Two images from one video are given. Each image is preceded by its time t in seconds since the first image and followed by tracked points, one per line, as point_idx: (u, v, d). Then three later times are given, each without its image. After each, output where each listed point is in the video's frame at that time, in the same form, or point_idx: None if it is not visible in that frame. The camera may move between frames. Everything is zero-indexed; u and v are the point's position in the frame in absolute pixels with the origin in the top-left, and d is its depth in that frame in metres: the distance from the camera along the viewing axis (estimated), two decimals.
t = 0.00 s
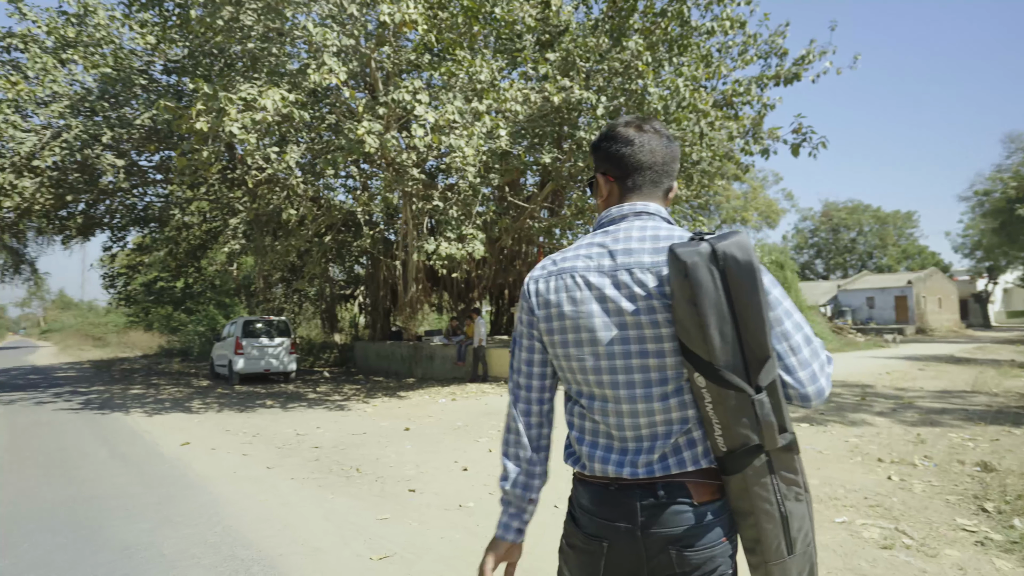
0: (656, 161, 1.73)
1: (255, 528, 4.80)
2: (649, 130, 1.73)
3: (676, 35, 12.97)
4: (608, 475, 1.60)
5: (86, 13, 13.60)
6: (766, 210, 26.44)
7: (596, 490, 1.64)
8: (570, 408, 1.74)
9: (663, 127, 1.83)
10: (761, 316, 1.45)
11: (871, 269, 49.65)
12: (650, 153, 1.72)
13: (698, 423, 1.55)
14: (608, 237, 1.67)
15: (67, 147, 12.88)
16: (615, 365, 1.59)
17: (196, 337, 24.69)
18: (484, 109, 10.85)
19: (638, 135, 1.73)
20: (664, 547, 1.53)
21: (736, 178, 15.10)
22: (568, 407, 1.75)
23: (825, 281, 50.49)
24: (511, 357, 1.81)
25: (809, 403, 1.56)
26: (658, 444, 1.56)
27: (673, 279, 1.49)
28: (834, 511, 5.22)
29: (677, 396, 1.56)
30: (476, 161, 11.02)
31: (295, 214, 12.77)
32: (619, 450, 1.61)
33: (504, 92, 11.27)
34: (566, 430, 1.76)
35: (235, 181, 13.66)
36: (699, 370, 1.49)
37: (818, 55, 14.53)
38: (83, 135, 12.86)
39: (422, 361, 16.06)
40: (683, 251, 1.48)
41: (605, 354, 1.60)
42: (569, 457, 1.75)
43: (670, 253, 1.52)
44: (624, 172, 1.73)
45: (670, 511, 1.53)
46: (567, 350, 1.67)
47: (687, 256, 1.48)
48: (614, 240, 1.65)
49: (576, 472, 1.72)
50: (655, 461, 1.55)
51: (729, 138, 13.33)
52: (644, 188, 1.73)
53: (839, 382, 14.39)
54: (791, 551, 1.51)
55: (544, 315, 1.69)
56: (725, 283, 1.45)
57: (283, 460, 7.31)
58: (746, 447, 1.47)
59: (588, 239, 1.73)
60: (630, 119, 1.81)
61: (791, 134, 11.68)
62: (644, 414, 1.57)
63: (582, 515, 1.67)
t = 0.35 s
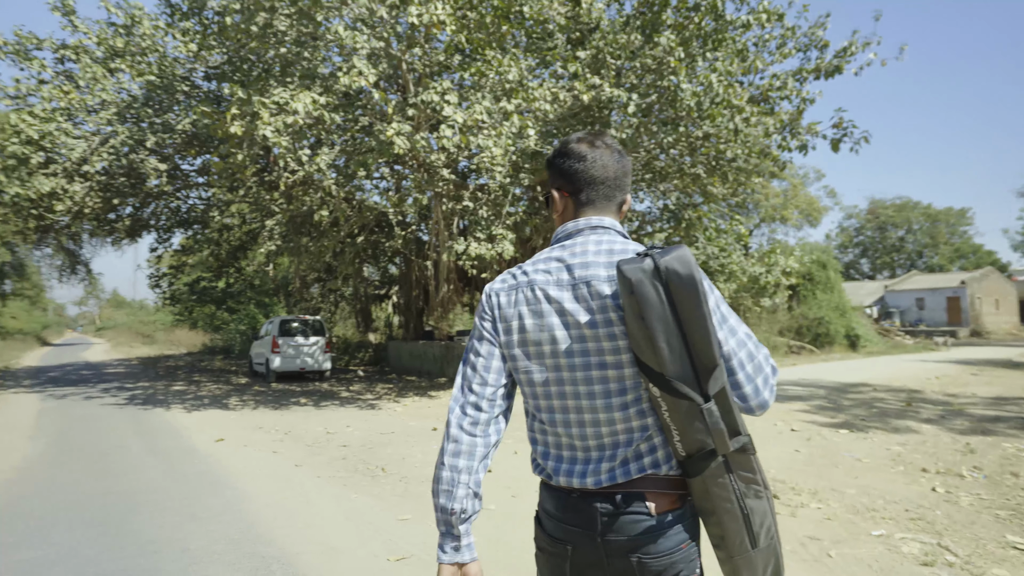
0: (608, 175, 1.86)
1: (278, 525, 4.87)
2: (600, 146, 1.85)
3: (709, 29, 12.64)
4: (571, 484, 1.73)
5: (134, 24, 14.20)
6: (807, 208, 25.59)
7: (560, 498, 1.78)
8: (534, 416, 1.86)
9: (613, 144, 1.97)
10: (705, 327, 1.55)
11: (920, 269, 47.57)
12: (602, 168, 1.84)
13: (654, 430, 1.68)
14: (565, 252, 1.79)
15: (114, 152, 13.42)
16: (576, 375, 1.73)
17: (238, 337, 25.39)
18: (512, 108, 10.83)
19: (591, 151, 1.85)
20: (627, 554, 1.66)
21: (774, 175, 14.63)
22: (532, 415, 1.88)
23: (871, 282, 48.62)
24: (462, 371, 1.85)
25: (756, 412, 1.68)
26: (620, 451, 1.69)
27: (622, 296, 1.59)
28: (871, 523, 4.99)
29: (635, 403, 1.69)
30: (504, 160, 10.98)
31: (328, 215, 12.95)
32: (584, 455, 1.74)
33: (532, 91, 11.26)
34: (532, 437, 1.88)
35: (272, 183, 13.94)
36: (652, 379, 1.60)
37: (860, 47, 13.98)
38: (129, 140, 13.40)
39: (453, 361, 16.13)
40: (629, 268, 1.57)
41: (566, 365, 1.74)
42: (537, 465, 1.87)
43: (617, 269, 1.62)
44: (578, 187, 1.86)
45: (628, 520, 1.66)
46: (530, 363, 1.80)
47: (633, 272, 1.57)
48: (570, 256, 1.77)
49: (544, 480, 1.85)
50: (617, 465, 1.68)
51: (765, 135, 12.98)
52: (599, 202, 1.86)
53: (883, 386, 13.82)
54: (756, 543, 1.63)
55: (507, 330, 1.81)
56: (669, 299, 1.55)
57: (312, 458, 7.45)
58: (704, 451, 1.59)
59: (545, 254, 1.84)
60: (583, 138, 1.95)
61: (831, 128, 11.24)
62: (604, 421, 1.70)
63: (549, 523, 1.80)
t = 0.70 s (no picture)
0: (577, 175, 1.97)
1: (312, 522, 4.93)
2: (569, 149, 1.98)
3: (753, 20, 12.22)
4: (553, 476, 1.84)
5: (185, 37, 14.78)
6: (860, 203, 24.52)
7: (540, 495, 1.89)
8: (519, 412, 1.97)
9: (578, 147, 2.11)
10: (691, 328, 1.66)
11: (986, 266, 44.89)
12: (570, 168, 1.97)
13: (637, 422, 1.81)
14: (548, 252, 1.91)
15: (166, 160, 13.99)
16: (563, 374, 1.83)
17: (285, 336, 26.10)
18: (548, 107, 10.79)
19: (561, 153, 1.98)
20: (604, 550, 1.78)
21: (823, 169, 14.03)
22: (517, 412, 1.98)
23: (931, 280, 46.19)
24: (456, 375, 1.97)
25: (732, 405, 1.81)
26: (603, 444, 1.80)
27: (611, 297, 1.68)
28: (925, 539, 4.71)
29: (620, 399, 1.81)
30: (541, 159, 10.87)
31: (368, 216, 13.11)
32: (567, 449, 1.85)
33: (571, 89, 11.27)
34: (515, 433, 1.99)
35: (315, 187, 14.24)
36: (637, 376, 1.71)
37: (916, 32, 13.26)
38: (180, 148, 13.98)
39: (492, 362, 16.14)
40: (619, 272, 1.66)
41: (553, 364, 1.84)
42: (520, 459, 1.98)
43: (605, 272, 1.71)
44: (547, 188, 1.98)
45: (605, 517, 1.78)
46: (516, 362, 1.89)
47: (624, 275, 1.66)
48: (556, 258, 1.89)
49: (524, 474, 1.96)
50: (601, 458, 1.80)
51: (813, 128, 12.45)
52: (568, 202, 1.97)
53: (943, 391, 13.07)
54: (728, 509, 1.80)
55: (497, 330, 1.91)
56: (658, 301, 1.64)
57: (350, 456, 7.57)
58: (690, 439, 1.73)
59: (530, 255, 1.95)
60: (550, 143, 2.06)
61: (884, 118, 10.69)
62: (590, 416, 1.82)
63: (528, 520, 1.92)
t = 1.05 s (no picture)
0: (565, 172, 2.08)
1: (360, 520, 4.98)
2: (558, 148, 2.10)
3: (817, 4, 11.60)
4: (567, 472, 1.88)
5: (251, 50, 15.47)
6: (941, 194, 22.87)
7: (555, 492, 1.92)
8: (523, 408, 2.01)
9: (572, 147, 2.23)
10: (703, 356, 1.78)
11: None
12: (557, 165, 2.09)
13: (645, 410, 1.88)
14: (543, 249, 2.00)
15: (234, 167, 14.69)
16: (566, 369, 1.88)
17: (347, 336, 26.91)
18: (598, 103, 10.64)
19: (550, 153, 2.11)
20: (626, 539, 1.85)
21: (897, 160, 13.16)
22: (521, 410, 2.03)
23: None
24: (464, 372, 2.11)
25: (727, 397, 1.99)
26: (613, 435, 1.86)
27: (627, 328, 1.78)
28: (1012, 561, 4.30)
29: (624, 387, 1.87)
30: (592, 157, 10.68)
31: (422, 218, 13.30)
32: (575, 441, 1.89)
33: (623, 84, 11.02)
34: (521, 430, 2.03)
35: (371, 190, 14.56)
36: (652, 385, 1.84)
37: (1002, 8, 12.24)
38: (246, 156, 14.66)
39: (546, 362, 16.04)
40: (638, 310, 1.75)
41: (554, 360, 1.89)
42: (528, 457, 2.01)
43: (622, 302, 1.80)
44: (536, 185, 2.09)
45: (625, 505, 1.84)
46: (518, 359, 1.95)
47: (643, 314, 1.75)
48: (550, 254, 1.98)
49: (533, 473, 1.99)
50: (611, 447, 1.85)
51: (885, 116, 11.69)
52: (557, 198, 2.08)
53: None
54: (719, 470, 2.01)
55: (499, 330, 1.99)
56: (672, 341, 1.75)
57: (402, 455, 7.68)
58: (693, 439, 1.92)
59: (523, 253, 2.05)
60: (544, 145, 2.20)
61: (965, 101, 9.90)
62: (596, 406, 1.87)
63: (543, 518, 1.94)
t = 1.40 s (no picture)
0: (566, 178, 2.26)
1: (404, 519, 5.02)
2: (561, 155, 2.28)
3: None
4: (586, 470, 1.99)
5: (308, 59, 15.98)
6: None
7: (574, 490, 2.03)
8: (535, 406, 2.14)
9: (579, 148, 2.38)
10: (721, 384, 1.91)
11: None
12: (559, 171, 2.26)
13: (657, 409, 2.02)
14: (551, 253, 2.16)
15: (291, 172, 15.18)
16: (578, 369, 2.03)
17: (402, 336, 27.36)
18: (647, 98, 10.40)
19: (554, 159, 2.29)
20: (645, 536, 1.99)
21: (978, 147, 12.20)
22: (532, 409, 2.16)
23: None
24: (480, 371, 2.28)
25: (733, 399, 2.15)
26: (627, 432, 1.99)
27: (651, 359, 1.90)
28: None
29: (632, 381, 2.01)
30: (643, 153, 10.49)
31: (471, 218, 13.31)
32: (588, 436, 2.01)
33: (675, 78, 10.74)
34: (532, 428, 2.16)
35: (423, 192, 14.74)
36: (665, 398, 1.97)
37: None
38: (303, 161, 15.13)
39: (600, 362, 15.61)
40: (663, 350, 1.88)
41: (566, 361, 2.04)
42: (540, 455, 2.12)
43: (648, 339, 1.92)
44: (540, 191, 2.29)
45: (644, 502, 1.99)
46: (530, 360, 2.10)
47: (666, 352, 1.88)
48: (557, 258, 2.14)
49: (547, 473, 2.10)
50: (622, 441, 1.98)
51: (962, 100, 10.87)
52: (561, 204, 2.26)
53: None
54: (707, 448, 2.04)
55: (512, 332, 2.14)
56: (693, 379, 1.89)
57: (449, 454, 7.74)
58: (699, 444, 2.07)
59: (531, 257, 2.21)
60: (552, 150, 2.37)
61: None
62: (608, 401, 2.01)
63: (563, 517, 2.04)
